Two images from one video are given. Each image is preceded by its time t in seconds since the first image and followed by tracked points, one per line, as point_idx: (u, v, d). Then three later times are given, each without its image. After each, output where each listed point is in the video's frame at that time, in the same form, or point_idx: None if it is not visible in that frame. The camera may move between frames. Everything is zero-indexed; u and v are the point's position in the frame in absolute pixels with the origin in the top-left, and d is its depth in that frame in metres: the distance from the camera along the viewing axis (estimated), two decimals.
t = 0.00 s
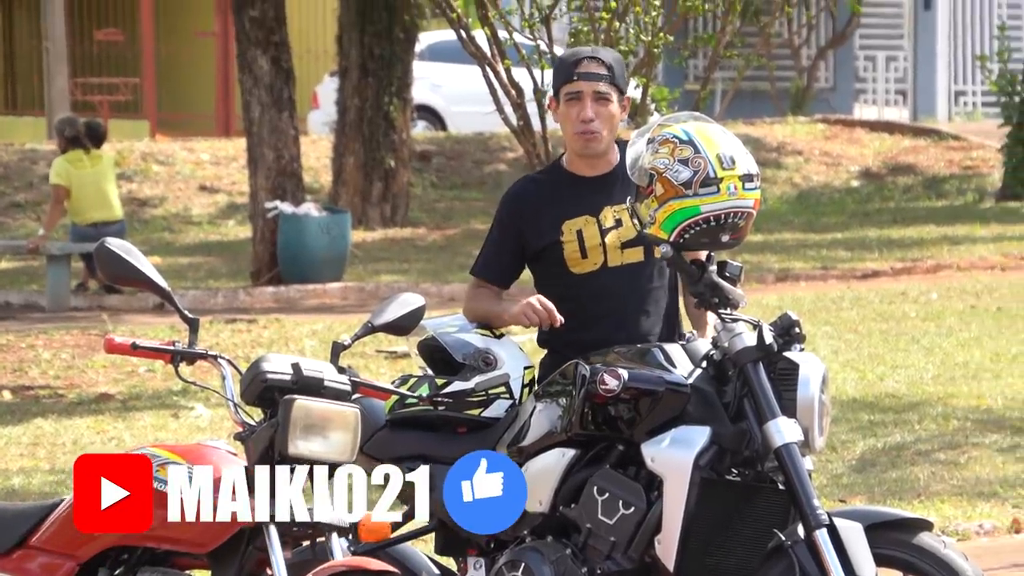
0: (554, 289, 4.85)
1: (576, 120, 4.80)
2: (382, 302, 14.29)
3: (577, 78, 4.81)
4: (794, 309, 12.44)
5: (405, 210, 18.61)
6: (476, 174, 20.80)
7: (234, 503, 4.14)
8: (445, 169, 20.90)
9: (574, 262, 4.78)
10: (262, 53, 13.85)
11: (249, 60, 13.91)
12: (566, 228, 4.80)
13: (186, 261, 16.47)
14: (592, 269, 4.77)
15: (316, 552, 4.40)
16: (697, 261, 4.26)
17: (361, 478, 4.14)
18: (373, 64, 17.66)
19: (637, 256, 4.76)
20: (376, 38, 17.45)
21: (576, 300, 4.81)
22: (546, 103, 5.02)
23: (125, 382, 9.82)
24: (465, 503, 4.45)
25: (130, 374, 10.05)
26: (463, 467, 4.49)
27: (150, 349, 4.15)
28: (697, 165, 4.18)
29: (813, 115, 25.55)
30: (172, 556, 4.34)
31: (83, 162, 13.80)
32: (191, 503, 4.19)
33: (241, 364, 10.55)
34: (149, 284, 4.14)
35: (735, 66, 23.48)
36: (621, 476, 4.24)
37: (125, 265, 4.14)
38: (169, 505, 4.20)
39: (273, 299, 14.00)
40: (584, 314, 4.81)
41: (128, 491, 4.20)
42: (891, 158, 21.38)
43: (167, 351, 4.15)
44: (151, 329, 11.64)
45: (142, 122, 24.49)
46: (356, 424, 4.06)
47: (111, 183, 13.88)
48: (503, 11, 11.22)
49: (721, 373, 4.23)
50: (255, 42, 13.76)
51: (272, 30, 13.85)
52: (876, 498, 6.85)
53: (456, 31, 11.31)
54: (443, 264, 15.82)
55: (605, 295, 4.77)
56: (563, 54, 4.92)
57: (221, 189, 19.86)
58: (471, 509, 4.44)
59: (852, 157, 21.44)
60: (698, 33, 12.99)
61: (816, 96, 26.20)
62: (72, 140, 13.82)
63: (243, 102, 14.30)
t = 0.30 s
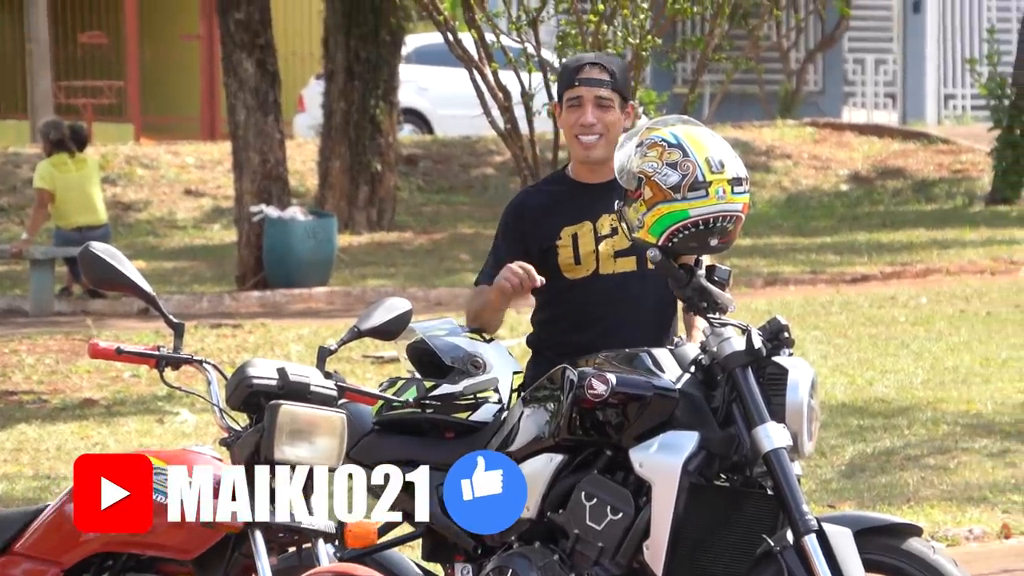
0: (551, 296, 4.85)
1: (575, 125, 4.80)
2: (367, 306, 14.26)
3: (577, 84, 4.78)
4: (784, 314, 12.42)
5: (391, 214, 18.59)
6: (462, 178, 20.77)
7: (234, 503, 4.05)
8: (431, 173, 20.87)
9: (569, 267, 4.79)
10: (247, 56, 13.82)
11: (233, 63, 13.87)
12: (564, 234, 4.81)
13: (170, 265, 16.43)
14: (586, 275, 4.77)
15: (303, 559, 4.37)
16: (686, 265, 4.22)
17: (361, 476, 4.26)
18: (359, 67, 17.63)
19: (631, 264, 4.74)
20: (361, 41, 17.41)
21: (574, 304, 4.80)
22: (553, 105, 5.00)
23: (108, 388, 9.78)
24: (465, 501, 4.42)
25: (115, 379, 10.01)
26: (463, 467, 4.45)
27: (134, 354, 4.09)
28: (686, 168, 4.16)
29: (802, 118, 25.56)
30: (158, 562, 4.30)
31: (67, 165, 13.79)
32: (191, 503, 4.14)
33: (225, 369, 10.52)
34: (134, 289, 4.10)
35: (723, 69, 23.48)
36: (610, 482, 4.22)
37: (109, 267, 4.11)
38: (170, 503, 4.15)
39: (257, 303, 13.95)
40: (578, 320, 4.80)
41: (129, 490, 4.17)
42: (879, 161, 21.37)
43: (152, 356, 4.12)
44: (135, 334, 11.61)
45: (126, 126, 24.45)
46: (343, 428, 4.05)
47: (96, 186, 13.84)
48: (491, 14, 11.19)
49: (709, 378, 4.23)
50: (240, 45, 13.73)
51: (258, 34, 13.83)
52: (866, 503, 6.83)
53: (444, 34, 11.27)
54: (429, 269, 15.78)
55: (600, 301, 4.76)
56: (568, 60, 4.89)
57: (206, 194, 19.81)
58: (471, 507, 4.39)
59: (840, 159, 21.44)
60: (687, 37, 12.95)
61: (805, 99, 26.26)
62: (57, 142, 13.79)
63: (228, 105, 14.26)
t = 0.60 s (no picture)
0: (535, 289, 4.83)
1: (592, 123, 4.79)
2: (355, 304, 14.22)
3: (599, 81, 4.80)
4: (775, 311, 12.39)
5: (379, 211, 18.56)
6: (452, 175, 20.73)
7: (234, 504, 3.96)
8: (421, 169, 20.84)
9: (553, 260, 4.77)
10: (234, 51, 13.80)
11: (220, 58, 13.86)
12: (556, 226, 4.79)
13: (156, 263, 16.39)
14: (567, 271, 4.76)
15: (290, 559, 4.31)
16: (677, 261, 4.19)
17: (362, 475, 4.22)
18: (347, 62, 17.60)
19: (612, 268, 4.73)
20: (349, 36, 17.36)
21: (555, 299, 4.80)
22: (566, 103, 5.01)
23: (92, 387, 9.72)
24: (466, 508, 4.34)
25: (100, 378, 9.96)
26: (471, 467, 4.34)
27: (120, 353, 4.05)
28: (676, 165, 4.11)
29: (793, 115, 25.55)
30: (143, 563, 4.26)
31: (50, 163, 13.75)
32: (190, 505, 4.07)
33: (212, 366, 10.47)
34: (121, 288, 4.06)
35: (714, 65, 23.47)
36: (600, 481, 4.18)
37: (95, 266, 4.05)
38: (169, 503, 4.11)
39: (244, 301, 13.90)
40: (559, 316, 4.79)
41: (127, 490, 4.12)
42: (872, 158, 21.34)
43: (137, 354, 4.07)
44: (120, 332, 11.57)
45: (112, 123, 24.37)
46: (331, 428, 3.95)
47: (81, 183, 13.80)
48: (479, 7, 11.15)
49: (701, 376, 4.19)
50: (226, 40, 13.71)
51: (243, 28, 13.81)
52: (858, 503, 6.79)
53: (432, 28, 11.24)
54: (418, 267, 15.73)
55: (579, 299, 4.76)
56: (590, 56, 4.91)
57: (191, 190, 19.76)
58: (472, 513, 4.32)
59: (833, 156, 21.42)
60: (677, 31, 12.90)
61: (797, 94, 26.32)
62: (42, 139, 13.76)
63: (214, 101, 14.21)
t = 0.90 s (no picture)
0: (518, 286, 4.83)
1: (576, 120, 4.74)
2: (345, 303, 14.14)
3: (582, 77, 4.73)
4: (772, 310, 12.31)
5: (370, 209, 18.47)
6: (444, 172, 20.65)
7: (234, 504, 3.87)
8: (412, 166, 20.76)
9: (532, 258, 4.77)
10: (221, 45, 13.72)
11: (207, 53, 13.77)
12: (537, 223, 4.78)
13: (142, 262, 16.30)
14: (544, 271, 4.75)
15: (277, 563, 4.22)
16: (671, 259, 4.10)
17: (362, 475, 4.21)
18: (336, 58, 17.52)
19: (590, 267, 4.69)
20: (337, 30, 17.31)
21: (534, 299, 4.77)
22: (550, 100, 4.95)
23: (78, 388, 9.64)
24: (465, 511, 4.26)
25: (85, 378, 9.89)
26: (470, 467, 4.26)
27: (105, 353, 3.98)
28: (672, 161, 4.05)
29: (789, 111, 25.49)
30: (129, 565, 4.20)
31: (33, 160, 13.62)
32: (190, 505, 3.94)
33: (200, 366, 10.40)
34: (107, 288, 3.97)
35: (709, 60, 23.41)
36: (595, 483, 4.11)
37: (80, 266, 3.96)
38: (171, 503, 3.99)
39: (232, 300, 13.83)
40: (539, 313, 4.77)
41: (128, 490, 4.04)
42: (869, 155, 21.28)
43: (123, 354, 4.00)
44: (106, 332, 11.49)
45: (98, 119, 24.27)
46: (320, 428, 3.84)
47: (66, 180, 13.72)
48: (471, 2, 11.06)
49: (697, 377, 4.12)
50: (213, 34, 13.63)
51: (231, 23, 13.74)
52: (856, 505, 6.73)
53: (423, 23, 11.15)
54: (409, 265, 15.65)
55: (556, 298, 4.73)
56: (578, 53, 4.85)
57: (179, 188, 19.68)
58: (471, 516, 4.24)
59: (830, 153, 21.36)
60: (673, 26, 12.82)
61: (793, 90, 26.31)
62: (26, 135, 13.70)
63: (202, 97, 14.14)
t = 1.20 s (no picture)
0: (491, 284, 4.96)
1: (528, 100, 4.83)
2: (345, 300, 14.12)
3: (531, 58, 4.83)
4: (775, 308, 12.29)
5: (371, 206, 18.46)
6: (446, 169, 20.63)
7: (234, 504, 3.85)
8: (413, 163, 20.75)
9: (496, 254, 4.90)
10: (222, 42, 13.69)
11: (208, 50, 13.75)
12: (499, 219, 4.92)
13: (143, 259, 16.29)
14: (505, 265, 4.87)
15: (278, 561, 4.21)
16: (675, 257, 4.10)
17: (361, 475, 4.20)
18: (337, 54, 17.49)
19: (545, 257, 4.77)
20: (339, 27, 17.28)
21: (502, 291, 4.88)
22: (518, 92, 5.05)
23: (77, 386, 9.63)
24: (466, 511, 4.24)
25: (85, 376, 9.88)
26: (471, 467, 4.24)
27: (105, 350, 3.97)
28: (674, 158, 4.03)
29: (793, 108, 25.45)
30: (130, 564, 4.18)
31: (33, 157, 13.59)
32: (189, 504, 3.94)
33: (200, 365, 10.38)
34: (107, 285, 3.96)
35: (711, 57, 23.38)
36: (597, 482, 4.09)
37: (81, 263, 3.94)
38: (170, 503, 3.98)
39: (232, 298, 13.83)
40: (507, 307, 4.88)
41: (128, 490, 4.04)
42: (873, 151, 21.26)
43: (123, 352, 3.97)
44: (106, 329, 11.48)
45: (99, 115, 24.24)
46: (321, 426, 3.82)
47: (66, 178, 13.72)
48: None
49: (698, 375, 4.10)
50: (214, 31, 13.59)
51: (232, 19, 13.70)
52: (859, 504, 6.71)
53: (425, 19, 11.10)
54: (410, 262, 15.63)
55: (519, 290, 4.84)
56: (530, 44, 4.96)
57: (179, 184, 19.67)
58: (472, 516, 4.22)
59: (833, 150, 21.33)
60: (677, 23, 12.80)
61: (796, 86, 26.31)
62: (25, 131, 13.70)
63: (202, 94, 14.13)
